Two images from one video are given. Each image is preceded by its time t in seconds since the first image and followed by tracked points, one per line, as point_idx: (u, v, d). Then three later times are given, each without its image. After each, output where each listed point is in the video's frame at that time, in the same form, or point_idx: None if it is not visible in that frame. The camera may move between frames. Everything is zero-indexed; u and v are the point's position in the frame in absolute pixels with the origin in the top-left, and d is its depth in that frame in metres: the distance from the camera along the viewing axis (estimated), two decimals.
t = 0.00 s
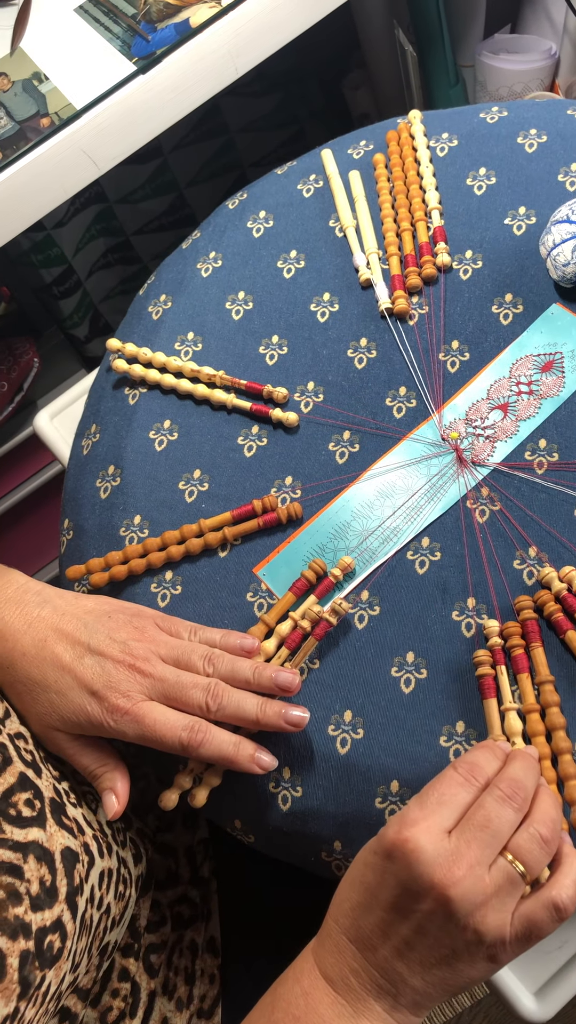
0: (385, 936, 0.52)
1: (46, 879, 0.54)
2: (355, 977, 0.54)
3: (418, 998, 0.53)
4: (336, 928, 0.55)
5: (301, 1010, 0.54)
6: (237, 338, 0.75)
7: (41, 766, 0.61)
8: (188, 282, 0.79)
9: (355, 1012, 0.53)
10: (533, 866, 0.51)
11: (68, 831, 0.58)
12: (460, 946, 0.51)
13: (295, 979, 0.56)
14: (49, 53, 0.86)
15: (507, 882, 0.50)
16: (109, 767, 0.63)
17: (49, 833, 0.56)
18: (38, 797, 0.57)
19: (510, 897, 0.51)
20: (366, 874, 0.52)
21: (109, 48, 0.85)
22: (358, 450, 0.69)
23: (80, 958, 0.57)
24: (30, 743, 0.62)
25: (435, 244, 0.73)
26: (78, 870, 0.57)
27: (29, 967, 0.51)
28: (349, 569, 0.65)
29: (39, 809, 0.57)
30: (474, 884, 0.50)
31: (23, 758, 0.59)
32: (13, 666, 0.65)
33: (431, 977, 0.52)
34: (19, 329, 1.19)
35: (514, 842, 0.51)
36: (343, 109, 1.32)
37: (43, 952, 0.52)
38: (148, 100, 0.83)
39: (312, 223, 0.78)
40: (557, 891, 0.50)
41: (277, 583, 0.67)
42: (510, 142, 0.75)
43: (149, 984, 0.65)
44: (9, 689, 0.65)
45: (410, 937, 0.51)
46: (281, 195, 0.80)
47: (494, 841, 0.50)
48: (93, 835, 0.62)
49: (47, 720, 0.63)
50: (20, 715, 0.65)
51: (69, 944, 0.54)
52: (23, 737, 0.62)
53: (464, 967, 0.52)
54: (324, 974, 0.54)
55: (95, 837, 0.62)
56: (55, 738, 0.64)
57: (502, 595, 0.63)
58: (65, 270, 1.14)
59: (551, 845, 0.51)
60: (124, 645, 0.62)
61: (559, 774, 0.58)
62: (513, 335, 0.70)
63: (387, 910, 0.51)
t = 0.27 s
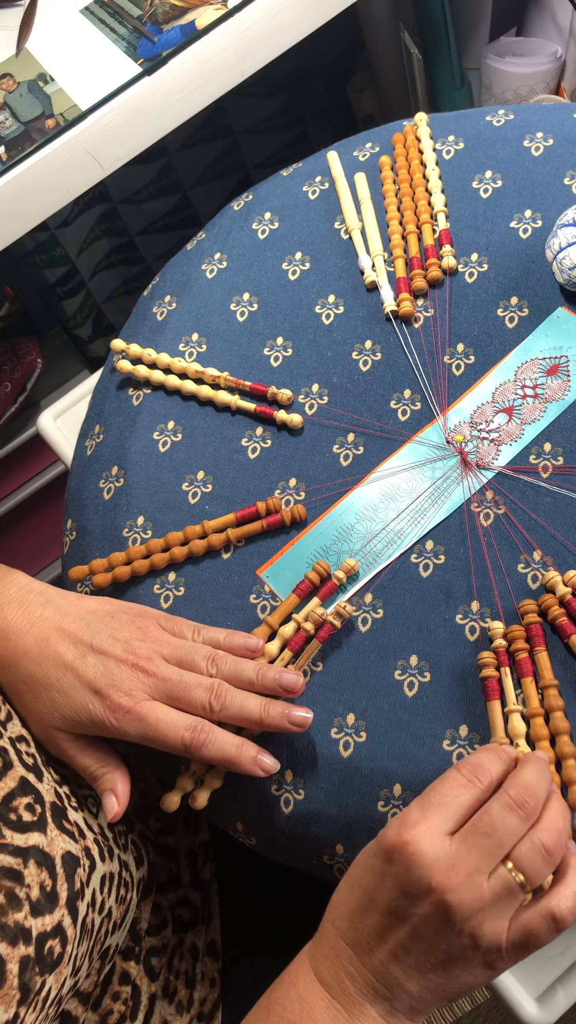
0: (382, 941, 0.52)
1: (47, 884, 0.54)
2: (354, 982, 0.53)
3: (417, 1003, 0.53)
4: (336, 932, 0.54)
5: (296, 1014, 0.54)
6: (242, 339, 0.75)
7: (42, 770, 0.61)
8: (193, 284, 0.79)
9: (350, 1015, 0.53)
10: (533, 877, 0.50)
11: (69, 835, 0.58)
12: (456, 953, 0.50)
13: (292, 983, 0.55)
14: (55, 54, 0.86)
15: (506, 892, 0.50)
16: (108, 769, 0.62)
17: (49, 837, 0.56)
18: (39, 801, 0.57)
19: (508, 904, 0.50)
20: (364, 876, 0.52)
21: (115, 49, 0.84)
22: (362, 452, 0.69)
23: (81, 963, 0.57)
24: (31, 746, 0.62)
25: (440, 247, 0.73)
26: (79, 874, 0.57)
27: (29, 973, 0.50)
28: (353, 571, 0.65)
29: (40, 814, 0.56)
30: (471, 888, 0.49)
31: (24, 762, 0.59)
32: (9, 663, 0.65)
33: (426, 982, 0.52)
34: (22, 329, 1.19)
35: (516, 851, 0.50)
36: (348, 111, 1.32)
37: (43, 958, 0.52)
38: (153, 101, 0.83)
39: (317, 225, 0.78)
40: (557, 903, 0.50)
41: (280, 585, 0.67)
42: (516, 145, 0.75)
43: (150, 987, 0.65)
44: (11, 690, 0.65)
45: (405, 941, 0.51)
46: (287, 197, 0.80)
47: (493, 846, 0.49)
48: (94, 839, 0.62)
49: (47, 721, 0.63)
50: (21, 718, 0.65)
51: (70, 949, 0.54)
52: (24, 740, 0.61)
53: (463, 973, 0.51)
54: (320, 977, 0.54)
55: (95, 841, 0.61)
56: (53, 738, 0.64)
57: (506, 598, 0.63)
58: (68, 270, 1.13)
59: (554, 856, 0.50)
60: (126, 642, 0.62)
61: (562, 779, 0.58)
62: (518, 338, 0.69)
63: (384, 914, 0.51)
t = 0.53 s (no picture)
0: (276, 899, 0.49)
1: (43, 887, 0.54)
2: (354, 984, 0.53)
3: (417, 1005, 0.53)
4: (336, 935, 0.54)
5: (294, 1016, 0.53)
6: (246, 339, 0.75)
7: (39, 772, 0.61)
8: (197, 283, 0.79)
9: (264, 980, 0.48)
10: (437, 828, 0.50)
11: (66, 837, 0.58)
12: (363, 905, 0.48)
13: (199, 968, 0.49)
14: (59, 54, 0.86)
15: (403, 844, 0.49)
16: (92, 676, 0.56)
17: (46, 840, 0.56)
18: (35, 804, 0.57)
19: (407, 856, 0.49)
20: (259, 853, 0.50)
21: (120, 49, 0.85)
22: (366, 453, 0.69)
23: (79, 964, 0.57)
24: (28, 748, 0.61)
25: (445, 248, 0.73)
26: (77, 877, 0.57)
27: (25, 977, 0.50)
28: (356, 572, 0.65)
29: (36, 816, 0.56)
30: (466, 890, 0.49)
31: (21, 763, 0.58)
32: None
33: (334, 937, 0.48)
34: (25, 328, 1.19)
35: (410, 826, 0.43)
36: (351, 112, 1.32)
37: (40, 961, 0.52)
38: (157, 101, 0.83)
39: (321, 226, 0.78)
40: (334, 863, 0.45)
41: (283, 586, 0.67)
42: (520, 147, 0.75)
43: (151, 989, 0.64)
44: None
45: (305, 904, 0.48)
46: (291, 198, 0.80)
47: (388, 806, 0.50)
48: (93, 840, 0.62)
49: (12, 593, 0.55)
50: (19, 720, 0.65)
51: (68, 951, 0.54)
52: (21, 742, 0.61)
53: (349, 929, 0.48)
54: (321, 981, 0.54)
55: (95, 843, 0.62)
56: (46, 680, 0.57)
57: (509, 600, 0.63)
58: (71, 270, 1.13)
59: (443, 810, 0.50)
60: (94, 561, 0.55)
61: (565, 781, 0.58)
62: (522, 340, 0.70)
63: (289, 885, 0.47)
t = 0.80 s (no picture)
0: (180, 838, 0.52)
1: (36, 886, 0.54)
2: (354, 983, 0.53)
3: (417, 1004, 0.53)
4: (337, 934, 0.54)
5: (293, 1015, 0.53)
6: (246, 338, 0.75)
7: (34, 770, 0.60)
8: (198, 282, 0.79)
9: (171, 926, 0.52)
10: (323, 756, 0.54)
11: (60, 836, 0.58)
12: (259, 832, 0.52)
13: (107, 924, 0.52)
14: (60, 53, 0.86)
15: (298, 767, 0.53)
16: (91, 580, 0.67)
17: (40, 838, 0.56)
18: (29, 802, 0.57)
19: (301, 782, 0.53)
20: (163, 787, 0.52)
21: (121, 47, 0.85)
22: (366, 452, 0.69)
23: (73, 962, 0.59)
24: (22, 746, 0.61)
25: (445, 247, 0.73)
26: (71, 876, 0.57)
27: (19, 976, 0.51)
28: (355, 571, 0.65)
29: (30, 814, 0.56)
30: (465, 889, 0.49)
31: (15, 762, 0.58)
32: None
33: (234, 871, 0.53)
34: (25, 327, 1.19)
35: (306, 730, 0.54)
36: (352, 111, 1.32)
37: (34, 960, 0.52)
38: (158, 100, 0.83)
39: (322, 224, 0.78)
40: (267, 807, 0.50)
41: (284, 585, 0.67)
42: (521, 146, 0.75)
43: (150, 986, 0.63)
44: None
45: (214, 836, 0.52)
46: (291, 196, 0.80)
47: (284, 732, 0.52)
48: (87, 839, 0.63)
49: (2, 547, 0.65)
50: (14, 716, 0.64)
51: (61, 950, 0.55)
52: (16, 740, 0.61)
53: (250, 859, 0.53)
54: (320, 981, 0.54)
55: (90, 841, 0.63)
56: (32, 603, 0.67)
57: (509, 599, 0.63)
58: (72, 268, 1.13)
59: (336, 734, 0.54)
60: (46, 484, 0.66)
61: (565, 779, 0.58)
62: (523, 339, 0.70)
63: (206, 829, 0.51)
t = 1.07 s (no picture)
0: (134, 817, 0.56)
1: (32, 877, 0.54)
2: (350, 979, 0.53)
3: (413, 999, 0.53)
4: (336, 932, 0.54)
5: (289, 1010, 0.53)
6: (244, 334, 0.75)
7: (31, 761, 0.61)
8: (195, 278, 0.79)
9: (139, 907, 0.56)
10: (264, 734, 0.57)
11: (57, 827, 0.58)
12: (209, 811, 0.55)
13: (81, 909, 0.56)
14: (57, 50, 0.86)
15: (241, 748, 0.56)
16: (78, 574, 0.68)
17: (36, 829, 0.56)
18: (26, 793, 0.56)
19: (243, 760, 0.56)
20: (116, 776, 0.57)
21: (119, 44, 0.84)
22: (364, 448, 0.69)
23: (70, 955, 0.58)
24: (19, 736, 0.61)
25: (443, 244, 0.73)
26: (67, 867, 0.58)
27: (15, 967, 0.50)
28: (352, 567, 0.65)
29: (26, 805, 0.56)
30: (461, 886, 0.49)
31: (11, 753, 0.58)
32: None
33: (191, 851, 0.56)
34: (23, 324, 1.19)
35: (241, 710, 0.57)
36: (351, 108, 1.32)
37: (30, 951, 0.52)
38: (156, 96, 0.83)
39: (319, 221, 0.77)
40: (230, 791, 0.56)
41: (281, 580, 0.67)
42: (519, 142, 0.75)
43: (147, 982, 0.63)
44: None
45: (164, 817, 0.56)
46: (289, 193, 0.80)
47: (218, 712, 0.57)
48: (84, 831, 0.63)
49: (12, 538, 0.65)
50: (12, 707, 0.64)
51: (57, 941, 0.55)
52: (12, 731, 0.61)
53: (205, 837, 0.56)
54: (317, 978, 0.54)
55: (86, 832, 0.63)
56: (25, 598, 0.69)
57: (506, 595, 0.63)
58: (71, 266, 1.13)
59: (273, 711, 0.57)
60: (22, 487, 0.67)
61: (561, 775, 0.58)
62: (520, 335, 0.69)
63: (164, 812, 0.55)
